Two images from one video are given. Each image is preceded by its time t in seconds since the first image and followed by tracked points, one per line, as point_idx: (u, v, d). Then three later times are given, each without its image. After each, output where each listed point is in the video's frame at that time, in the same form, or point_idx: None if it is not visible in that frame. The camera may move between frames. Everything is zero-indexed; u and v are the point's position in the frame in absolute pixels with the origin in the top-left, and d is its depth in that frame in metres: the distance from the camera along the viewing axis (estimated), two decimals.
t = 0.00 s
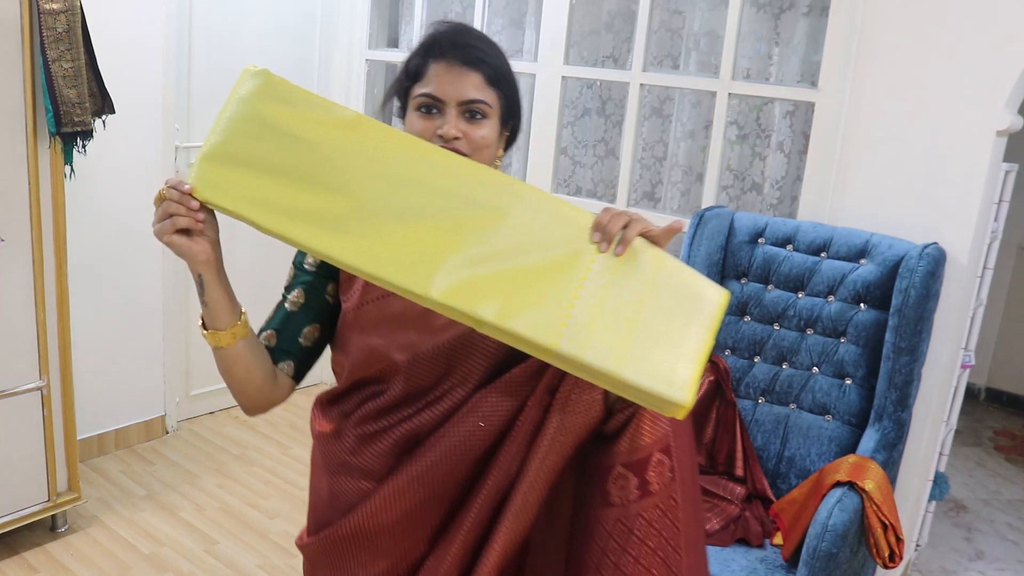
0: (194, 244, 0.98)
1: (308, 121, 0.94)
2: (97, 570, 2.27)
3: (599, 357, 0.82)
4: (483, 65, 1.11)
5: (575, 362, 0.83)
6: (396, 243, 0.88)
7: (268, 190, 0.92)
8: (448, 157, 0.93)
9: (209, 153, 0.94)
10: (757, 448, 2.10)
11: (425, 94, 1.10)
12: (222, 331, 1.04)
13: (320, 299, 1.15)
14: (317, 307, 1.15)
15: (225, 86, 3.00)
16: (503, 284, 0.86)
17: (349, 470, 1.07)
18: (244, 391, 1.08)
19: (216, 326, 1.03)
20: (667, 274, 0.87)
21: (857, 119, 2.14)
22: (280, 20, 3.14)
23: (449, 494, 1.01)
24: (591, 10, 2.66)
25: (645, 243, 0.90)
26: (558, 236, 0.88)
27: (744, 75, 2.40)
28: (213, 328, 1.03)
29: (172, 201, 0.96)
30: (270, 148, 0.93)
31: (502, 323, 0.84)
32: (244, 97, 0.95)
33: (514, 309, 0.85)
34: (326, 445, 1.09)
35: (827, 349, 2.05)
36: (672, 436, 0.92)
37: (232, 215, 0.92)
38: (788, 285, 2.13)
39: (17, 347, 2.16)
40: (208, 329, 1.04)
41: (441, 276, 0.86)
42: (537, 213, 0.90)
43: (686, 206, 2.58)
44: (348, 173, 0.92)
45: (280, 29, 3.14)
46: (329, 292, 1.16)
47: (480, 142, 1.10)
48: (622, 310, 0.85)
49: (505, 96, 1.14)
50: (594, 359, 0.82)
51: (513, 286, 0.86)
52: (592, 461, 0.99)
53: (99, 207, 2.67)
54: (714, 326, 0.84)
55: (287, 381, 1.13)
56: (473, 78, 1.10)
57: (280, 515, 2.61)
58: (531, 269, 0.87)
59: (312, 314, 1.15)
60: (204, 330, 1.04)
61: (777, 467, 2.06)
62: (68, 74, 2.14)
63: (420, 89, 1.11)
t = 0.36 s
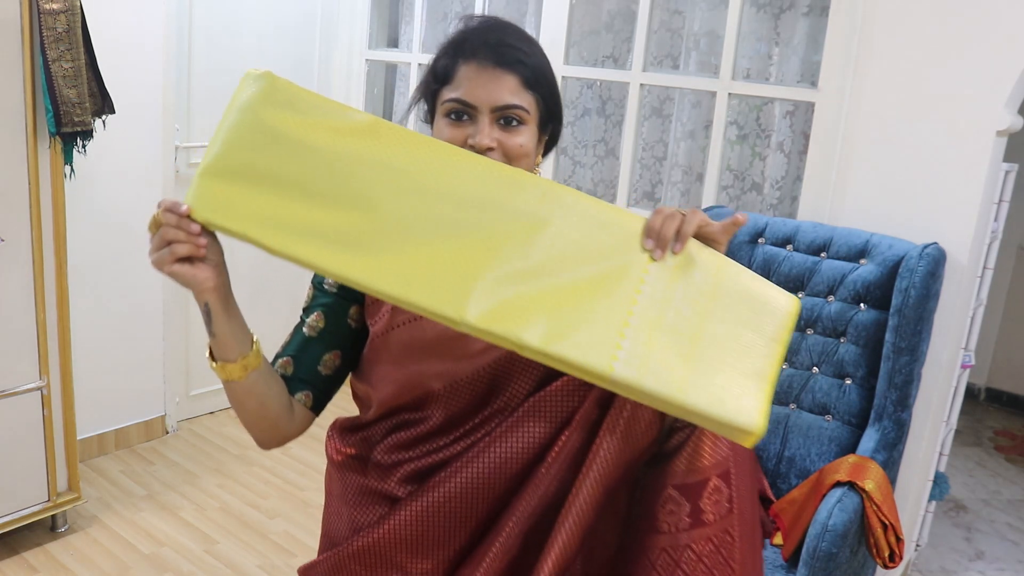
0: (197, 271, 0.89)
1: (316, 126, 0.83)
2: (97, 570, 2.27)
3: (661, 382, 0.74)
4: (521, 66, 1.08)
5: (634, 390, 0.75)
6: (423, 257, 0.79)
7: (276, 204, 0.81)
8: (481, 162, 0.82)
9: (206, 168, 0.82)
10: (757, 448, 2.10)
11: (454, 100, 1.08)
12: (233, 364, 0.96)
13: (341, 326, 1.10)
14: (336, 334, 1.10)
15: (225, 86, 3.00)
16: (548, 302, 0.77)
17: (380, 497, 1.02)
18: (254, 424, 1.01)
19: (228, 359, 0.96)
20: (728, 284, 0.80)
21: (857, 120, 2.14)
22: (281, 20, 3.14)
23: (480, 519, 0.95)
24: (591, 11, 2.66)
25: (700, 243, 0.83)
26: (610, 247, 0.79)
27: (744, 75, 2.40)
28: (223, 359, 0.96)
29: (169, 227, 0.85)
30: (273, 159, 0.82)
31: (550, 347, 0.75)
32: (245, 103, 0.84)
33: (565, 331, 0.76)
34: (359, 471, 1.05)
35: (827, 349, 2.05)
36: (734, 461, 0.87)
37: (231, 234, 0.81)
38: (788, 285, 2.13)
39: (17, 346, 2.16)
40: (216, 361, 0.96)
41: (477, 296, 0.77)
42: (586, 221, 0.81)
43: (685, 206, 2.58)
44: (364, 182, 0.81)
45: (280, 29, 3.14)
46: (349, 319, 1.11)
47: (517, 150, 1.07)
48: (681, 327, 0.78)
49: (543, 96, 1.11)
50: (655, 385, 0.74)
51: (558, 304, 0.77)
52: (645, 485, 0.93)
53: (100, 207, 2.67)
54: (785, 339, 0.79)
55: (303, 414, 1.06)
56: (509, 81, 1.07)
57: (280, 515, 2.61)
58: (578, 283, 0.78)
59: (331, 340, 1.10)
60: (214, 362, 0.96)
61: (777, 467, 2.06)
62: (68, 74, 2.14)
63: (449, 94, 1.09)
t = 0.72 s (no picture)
0: (148, 292, 0.83)
1: (283, 126, 0.78)
2: (97, 570, 2.27)
3: (686, 421, 0.73)
4: (522, 67, 1.08)
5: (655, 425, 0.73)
6: (418, 281, 0.76)
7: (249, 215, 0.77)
8: (470, 161, 0.79)
9: (158, 173, 0.77)
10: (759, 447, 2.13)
11: (449, 104, 1.07)
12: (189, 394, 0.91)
13: (321, 351, 1.08)
14: (314, 360, 1.08)
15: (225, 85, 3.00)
16: (560, 333, 0.76)
17: (371, 544, 1.01)
18: (216, 454, 0.97)
19: (182, 388, 0.91)
20: (763, 303, 0.78)
21: (857, 120, 2.14)
22: (281, 21, 3.15)
23: (485, 558, 0.94)
24: (591, 11, 2.66)
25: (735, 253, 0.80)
26: (618, 262, 0.78)
27: (744, 75, 2.40)
28: (178, 389, 0.91)
29: (118, 242, 0.78)
30: (235, 164, 0.77)
31: (558, 379, 0.74)
32: (199, 95, 0.78)
33: (575, 364, 0.75)
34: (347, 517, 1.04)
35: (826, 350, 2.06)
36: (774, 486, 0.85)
37: (189, 252, 0.76)
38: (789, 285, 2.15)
39: (17, 347, 2.16)
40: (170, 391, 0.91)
41: (473, 323, 0.75)
42: (590, 235, 0.78)
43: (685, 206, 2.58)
44: (348, 191, 0.77)
45: (280, 30, 3.15)
46: (330, 345, 1.09)
47: (517, 158, 1.07)
48: (710, 356, 0.76)
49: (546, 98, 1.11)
50: (679, 424, 0.73)
51: (564, 330, 0.76)
52: (673, 512, 0.92)
53: (100, 207, 2.67)
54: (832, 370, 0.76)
55: (275, 446, 1.05)
56: (509, 83, 1.07)
57: (280, 515, 2.61)
58: (586, 307, 0.77)
59: (307, 365, 1.08)
60: (167, 392, 0.91)
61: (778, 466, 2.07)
62: (68, 74, 2.14)
63: (444, 97, 1.08)
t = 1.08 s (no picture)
0: (35, 312, 0.71)
1: (189, 108, 0.65)
2: (97, 570, 2.27)
3: (679, 449, 0.63)
4: (490, 51, 1.09)
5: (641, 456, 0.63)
6: (358, 283, 0.64)
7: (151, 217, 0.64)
8: (411, 139, 0.67)
9: (34, 171, 0.64)
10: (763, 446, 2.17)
11: (408, 95, 1.06)
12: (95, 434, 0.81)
13: (261, 381, 1.04)
14: (253, 391, 1.04)
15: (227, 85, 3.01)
16: (521, 345, 0.65)
17: None
18: (134, 501, 0.89)
19: (88, 428, 0.81)
20: (769, 301, 0.69)
21: (858, 120, 2.15)
22: (281, 21, 3.16)
23: None
24: (591, 11, 2.66)
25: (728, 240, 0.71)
26: (590, 258, 0.67)
27: (744, 75, 2.40)
28: (84, 429, 0.81)
29: None
30: (126, 153, 0.64)
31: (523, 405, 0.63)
32: (84, 72, 0.65)
33: (541, 383, 0.64)
34: (301, 569, 1.02)
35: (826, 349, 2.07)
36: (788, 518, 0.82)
37: (74, 260, 0.63)
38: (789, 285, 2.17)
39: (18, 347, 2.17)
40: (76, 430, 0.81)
41: (419, 332, 0.64)
42: (558, 227, 0.67)
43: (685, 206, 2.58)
44: (267, 181, 0.65)
45: (280, 30, 3.15)
46: (271, 376, 1.05)
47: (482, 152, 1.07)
48: (708, 366, 0.66)
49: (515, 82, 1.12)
50: (671, 452, 0.63)
51: (526, 339, 0.65)
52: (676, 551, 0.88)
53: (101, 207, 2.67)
54: (856, 382, 0.69)
55: (206, 488, 0.97)
56: (476, 69, 1.07)
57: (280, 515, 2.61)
58: (552, 311, 0.66)
59: (247, 396, 1.03)
60: (71, 432, 0.81)
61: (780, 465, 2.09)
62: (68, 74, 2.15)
63: (402, 89, 1.07)
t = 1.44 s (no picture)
0: None
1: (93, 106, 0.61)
2: (97, 569, 2.27)
3: (614, 485, 0.57)
4: (465, 43, 1.09)
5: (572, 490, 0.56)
6: (263, 298, 0.59)
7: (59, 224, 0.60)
8: (324, 137, 0.62)
9: None
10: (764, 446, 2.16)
11: (374, 93, 1.06)
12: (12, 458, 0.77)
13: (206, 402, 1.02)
14: (198, 412, 1.01)
15: (228, 85, 3.00)
16: (432, 366, 0.59)
17: None
18: (56, 525, 0.85)
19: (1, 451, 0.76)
20: (724, 311, 0.61)
21: (857, 121, 2.15)
22: (280, 21, 3.15)
23: None
24: (591, 10, 2.65)
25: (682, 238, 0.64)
26: (511, 266, 0.61)
27: (744, 75, 2.40)
28: None
29: None
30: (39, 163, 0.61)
31: (435, 434, 0.57)
32: None
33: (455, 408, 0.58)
34: None
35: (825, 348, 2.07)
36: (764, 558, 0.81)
37: None
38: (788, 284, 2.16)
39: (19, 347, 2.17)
40: None
41: (324, 350, 0.58)
42: (477, 234, 0.61)
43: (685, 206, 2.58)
44: (158, 178, 0.60)
45: (280, 30, 3.15)
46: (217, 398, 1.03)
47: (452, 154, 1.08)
48: (654, 390, 0.59)
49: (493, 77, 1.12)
50: (607, 489, 0.56)
51: (438, 359, 0.59)
52: None
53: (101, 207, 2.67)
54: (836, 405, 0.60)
55: (141, 513, 0.93)
56: (450, 65, 1.07)
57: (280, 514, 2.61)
58: (469, 326, 0.59)
59: (190, 416, 1.00)
60: None
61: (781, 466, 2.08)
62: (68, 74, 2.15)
63: (369, 86, 1.07)
